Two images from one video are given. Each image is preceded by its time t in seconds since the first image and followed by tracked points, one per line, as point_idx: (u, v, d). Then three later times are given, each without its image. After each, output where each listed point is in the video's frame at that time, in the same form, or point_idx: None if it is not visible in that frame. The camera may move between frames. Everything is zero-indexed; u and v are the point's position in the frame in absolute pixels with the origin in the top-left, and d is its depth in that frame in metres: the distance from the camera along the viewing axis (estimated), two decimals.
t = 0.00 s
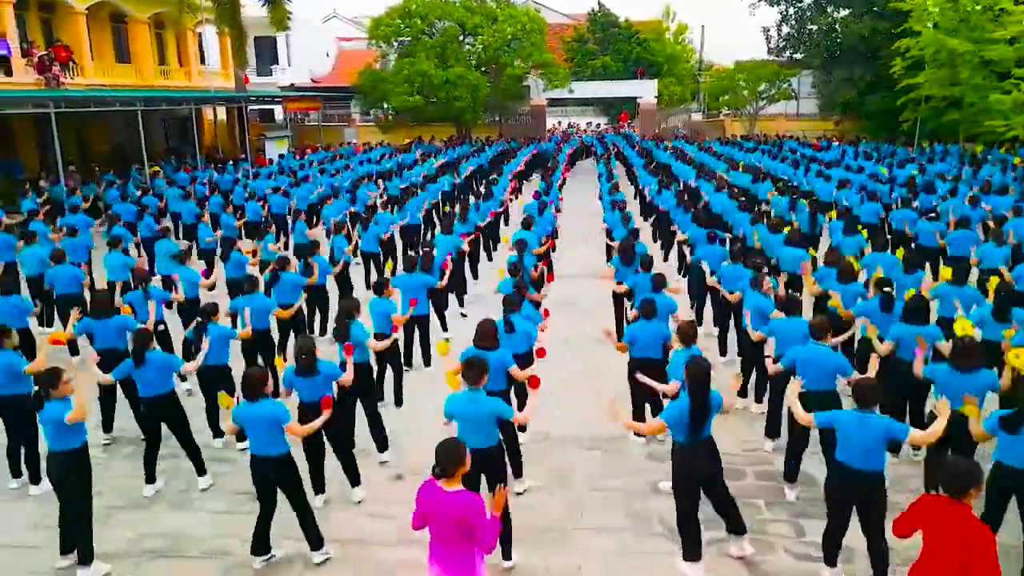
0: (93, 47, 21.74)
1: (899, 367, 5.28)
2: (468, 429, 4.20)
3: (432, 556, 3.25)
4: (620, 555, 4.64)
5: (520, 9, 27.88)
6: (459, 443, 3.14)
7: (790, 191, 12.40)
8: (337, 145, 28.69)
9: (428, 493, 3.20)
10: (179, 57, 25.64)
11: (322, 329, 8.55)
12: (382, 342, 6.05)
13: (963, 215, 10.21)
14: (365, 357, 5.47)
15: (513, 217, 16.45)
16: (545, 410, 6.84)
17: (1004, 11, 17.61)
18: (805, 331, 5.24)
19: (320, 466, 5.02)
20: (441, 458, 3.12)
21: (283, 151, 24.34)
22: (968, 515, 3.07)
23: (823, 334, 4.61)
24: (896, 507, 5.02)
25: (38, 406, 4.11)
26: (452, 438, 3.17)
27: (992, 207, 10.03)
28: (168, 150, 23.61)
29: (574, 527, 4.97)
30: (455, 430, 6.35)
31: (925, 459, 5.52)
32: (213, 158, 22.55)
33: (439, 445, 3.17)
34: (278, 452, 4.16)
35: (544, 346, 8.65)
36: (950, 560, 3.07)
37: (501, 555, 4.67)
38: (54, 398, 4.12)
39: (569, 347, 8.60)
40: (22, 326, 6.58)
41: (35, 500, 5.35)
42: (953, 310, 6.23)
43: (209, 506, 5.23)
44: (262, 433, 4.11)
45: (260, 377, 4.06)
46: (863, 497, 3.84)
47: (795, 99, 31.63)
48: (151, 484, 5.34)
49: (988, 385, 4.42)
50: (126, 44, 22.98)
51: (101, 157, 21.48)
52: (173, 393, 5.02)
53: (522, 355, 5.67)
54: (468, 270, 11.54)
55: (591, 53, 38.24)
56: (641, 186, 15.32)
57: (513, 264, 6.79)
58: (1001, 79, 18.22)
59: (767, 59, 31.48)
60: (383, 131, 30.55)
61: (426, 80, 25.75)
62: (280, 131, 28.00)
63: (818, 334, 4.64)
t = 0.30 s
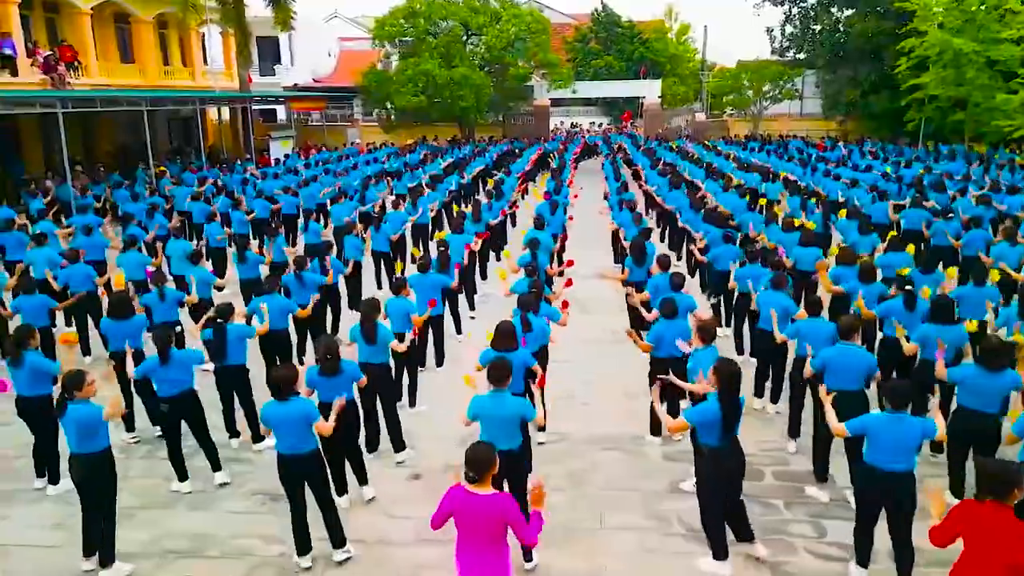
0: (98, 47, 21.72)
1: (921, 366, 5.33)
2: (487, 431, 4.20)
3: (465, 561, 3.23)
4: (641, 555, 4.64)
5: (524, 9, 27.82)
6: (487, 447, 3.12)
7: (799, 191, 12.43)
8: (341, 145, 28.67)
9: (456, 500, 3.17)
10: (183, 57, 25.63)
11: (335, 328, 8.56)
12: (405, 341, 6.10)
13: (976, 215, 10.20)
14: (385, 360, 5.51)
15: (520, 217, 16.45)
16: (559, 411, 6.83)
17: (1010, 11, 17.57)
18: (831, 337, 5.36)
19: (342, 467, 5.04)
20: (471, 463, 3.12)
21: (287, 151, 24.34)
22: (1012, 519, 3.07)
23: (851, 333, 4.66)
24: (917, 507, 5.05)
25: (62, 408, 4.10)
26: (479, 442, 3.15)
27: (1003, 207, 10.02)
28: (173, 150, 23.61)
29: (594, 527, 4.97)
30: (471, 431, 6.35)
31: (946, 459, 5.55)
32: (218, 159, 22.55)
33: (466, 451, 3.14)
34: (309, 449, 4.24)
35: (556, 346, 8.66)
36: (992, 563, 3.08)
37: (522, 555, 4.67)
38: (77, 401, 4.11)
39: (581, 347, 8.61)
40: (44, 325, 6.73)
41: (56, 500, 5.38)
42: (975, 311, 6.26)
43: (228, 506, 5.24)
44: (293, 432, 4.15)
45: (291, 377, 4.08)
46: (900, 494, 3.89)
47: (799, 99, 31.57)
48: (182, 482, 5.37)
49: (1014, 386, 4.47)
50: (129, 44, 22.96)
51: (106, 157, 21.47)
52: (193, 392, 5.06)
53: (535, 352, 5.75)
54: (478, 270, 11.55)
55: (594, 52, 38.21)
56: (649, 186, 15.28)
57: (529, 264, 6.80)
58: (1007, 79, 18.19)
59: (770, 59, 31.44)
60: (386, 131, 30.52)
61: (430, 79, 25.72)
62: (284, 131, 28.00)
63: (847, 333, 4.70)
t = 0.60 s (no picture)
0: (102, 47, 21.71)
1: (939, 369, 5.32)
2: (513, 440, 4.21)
3: (507, 554, 3.24)
4: (663, 555, 4.64)
5: (528, 8, 27.75)
6: (531, 442, 3.09)
7: (806, 192, 12.46)
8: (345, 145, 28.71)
9: (499, 493, 3.17)
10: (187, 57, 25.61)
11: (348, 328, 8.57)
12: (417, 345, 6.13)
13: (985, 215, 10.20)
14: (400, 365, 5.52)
15: (526, 217, 16.48)
16: (574, 411, 6.82)
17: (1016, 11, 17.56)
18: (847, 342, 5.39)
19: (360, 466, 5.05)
20: (514, 459, 3.09)
21: (291, 151, 24.36)
22: None
23: (870, 334, 4.67)
24: (936, 507, 5.04)
25: (81, 414, 4.10)
26: (522, 437, 3.11)
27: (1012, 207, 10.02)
28: (177, 150, 23.62)
29: (614, 527, 4.97)
30: (487, 432, 6.34)
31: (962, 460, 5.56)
32: (223, 159, 22.56)
33: (509, 447, 3.11)
34: (329, 455, 4.22)
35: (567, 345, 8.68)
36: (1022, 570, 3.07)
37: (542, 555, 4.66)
38: (95, 406, 4.11)
39: (593, 347, 8.61)
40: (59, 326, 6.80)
41: (74, 499, 5.39)
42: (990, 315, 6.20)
43: (247, 506, 5.24)
44: (317, 437, 4.16)
45: (313, 381, 4.07)
46: (910, 493, 3.92)
47: (803, 99, 31.57)
48: (201, 482, 5.37)
49: None
50: (134, 44, 22.96)
51: (111, 157, 21.50)
52: (208, 400, 5.05)
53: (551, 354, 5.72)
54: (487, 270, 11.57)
55: (596, 52, 38.23)
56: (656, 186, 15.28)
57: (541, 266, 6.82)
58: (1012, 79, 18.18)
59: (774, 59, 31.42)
60: (389, 131, 30.55)
61: (435, 79, 25.73)
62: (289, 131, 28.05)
63: (865, 335, 4.71)
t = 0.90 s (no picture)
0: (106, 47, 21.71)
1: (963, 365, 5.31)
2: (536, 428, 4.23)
3: (540, 562, 3.26)
4: (686, 555, 4.63)
5: (532, 8, 27.76)
6: (565, 449, 3.16)
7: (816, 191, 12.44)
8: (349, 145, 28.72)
9: (534, 502, 3.20)
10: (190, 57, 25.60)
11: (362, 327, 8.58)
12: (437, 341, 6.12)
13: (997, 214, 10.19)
14: (422, 354, 5.54)
15: (533, 216, 16.47)
16: (588, 410, 6.82)
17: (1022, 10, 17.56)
18: (866, 333, 5.37)
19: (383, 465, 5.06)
20: (549, 466, 3.13)
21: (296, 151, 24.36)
22: None
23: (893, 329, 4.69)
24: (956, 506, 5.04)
25: (114, 408, 4.10)
26: (556, 447, 3.17)
27: None
28: (181, 149, 23.62)
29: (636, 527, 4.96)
30: (503, 432, 6.34)
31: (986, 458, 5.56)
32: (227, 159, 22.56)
33: (544, 454, 3.16)
34: (355, 449, 4.23)
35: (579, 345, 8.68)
36: None
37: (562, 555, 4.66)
38: (131, 400, 4.14)
39: (605, 347, 8.61)
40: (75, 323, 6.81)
41: (92, 499, 5.39)
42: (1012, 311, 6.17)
43: (266, 505, 5.23)
44: (344, 432, 4.16)
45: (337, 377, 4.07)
46: (947, 487, 3.93)
47: (807, 99, 31.56)
48: (221, 482, 5.36)
49: None
50: (138, 44, 22.96)
51: (115, 157, 21.50)
52: (228, 397, 5.07)
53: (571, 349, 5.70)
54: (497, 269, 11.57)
55: (599, 52, 38.24)
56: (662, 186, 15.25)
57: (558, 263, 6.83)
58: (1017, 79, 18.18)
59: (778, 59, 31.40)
60: (392, 131, 30.57)
61: (439, 80, 25.73)
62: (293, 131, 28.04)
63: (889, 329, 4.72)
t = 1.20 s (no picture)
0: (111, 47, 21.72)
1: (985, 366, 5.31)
2: (564, 431, 4.23)
3: (570, 549, 3.31)
4: (708, 555, 4.63)
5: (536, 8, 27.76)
6: (593, 438, 3.16)
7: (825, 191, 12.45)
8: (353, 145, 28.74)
9: (567, 494, 3.20)
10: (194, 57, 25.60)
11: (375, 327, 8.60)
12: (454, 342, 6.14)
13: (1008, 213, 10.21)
14: (443, 355, 5.62)
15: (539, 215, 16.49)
16: (604, 410, 6.83)
17: None
18: (884, 333, 5.38)
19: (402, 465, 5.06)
20: (578, 456, 3.15)
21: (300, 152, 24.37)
22: None
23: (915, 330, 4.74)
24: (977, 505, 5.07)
25: (139, 407, 4.09)
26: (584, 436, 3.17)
27: None
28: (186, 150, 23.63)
29: (657, 526, 4.97)
30: (520, 431, 6.34)
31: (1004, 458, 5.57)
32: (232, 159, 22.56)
33: (572, 446, 3.16)
34: (379, 451, 4.25)
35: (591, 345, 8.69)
36: None
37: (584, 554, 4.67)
38: (156, 399, 4.14)
39: (617, 346, 8.62)
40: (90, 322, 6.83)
41: (111, 498, 5.40)
42: None
43: (286, 505, 5.24)
44: (370, 434, 4.18)
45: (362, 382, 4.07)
46: (973, 487, 3.97)
47: (811, 99, 31.55)
48: (241, 482, 5.37)
49: None
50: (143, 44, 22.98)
51: (120, 157, 21.52)
52: (247, 399, 5.09)
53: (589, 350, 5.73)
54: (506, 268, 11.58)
55: (603, 51, 38.26)
56: (669, 186, 15.24)
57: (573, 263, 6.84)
58: None
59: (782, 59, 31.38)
60: (396, 131, 30.60)
61: (443, 80, 25.72)
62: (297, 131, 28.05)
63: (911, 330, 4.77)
